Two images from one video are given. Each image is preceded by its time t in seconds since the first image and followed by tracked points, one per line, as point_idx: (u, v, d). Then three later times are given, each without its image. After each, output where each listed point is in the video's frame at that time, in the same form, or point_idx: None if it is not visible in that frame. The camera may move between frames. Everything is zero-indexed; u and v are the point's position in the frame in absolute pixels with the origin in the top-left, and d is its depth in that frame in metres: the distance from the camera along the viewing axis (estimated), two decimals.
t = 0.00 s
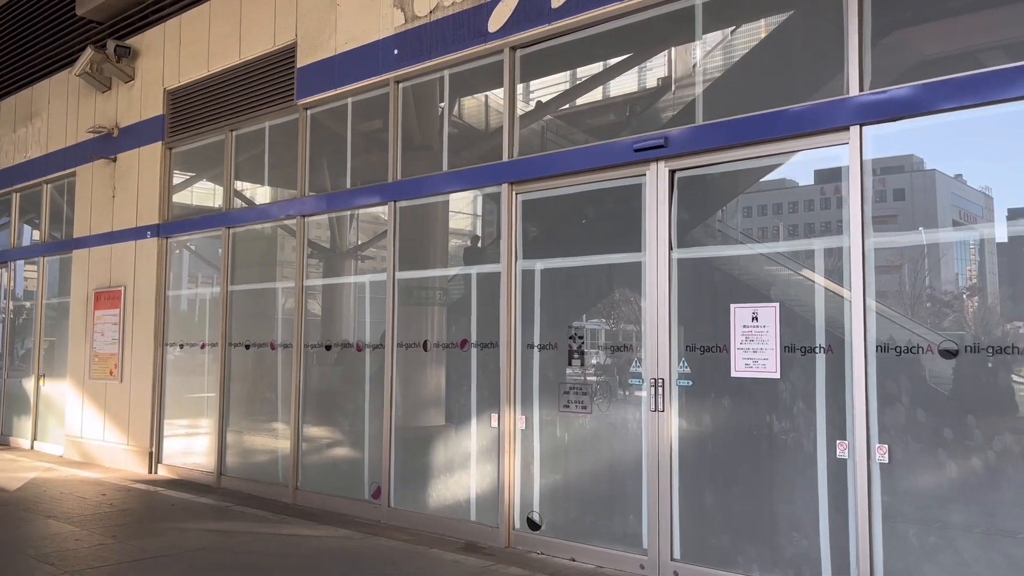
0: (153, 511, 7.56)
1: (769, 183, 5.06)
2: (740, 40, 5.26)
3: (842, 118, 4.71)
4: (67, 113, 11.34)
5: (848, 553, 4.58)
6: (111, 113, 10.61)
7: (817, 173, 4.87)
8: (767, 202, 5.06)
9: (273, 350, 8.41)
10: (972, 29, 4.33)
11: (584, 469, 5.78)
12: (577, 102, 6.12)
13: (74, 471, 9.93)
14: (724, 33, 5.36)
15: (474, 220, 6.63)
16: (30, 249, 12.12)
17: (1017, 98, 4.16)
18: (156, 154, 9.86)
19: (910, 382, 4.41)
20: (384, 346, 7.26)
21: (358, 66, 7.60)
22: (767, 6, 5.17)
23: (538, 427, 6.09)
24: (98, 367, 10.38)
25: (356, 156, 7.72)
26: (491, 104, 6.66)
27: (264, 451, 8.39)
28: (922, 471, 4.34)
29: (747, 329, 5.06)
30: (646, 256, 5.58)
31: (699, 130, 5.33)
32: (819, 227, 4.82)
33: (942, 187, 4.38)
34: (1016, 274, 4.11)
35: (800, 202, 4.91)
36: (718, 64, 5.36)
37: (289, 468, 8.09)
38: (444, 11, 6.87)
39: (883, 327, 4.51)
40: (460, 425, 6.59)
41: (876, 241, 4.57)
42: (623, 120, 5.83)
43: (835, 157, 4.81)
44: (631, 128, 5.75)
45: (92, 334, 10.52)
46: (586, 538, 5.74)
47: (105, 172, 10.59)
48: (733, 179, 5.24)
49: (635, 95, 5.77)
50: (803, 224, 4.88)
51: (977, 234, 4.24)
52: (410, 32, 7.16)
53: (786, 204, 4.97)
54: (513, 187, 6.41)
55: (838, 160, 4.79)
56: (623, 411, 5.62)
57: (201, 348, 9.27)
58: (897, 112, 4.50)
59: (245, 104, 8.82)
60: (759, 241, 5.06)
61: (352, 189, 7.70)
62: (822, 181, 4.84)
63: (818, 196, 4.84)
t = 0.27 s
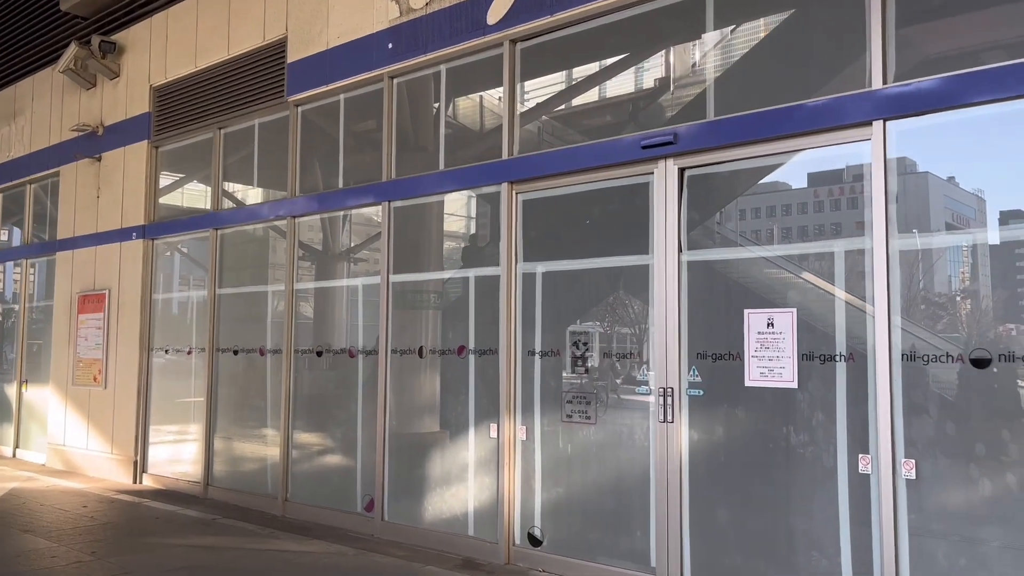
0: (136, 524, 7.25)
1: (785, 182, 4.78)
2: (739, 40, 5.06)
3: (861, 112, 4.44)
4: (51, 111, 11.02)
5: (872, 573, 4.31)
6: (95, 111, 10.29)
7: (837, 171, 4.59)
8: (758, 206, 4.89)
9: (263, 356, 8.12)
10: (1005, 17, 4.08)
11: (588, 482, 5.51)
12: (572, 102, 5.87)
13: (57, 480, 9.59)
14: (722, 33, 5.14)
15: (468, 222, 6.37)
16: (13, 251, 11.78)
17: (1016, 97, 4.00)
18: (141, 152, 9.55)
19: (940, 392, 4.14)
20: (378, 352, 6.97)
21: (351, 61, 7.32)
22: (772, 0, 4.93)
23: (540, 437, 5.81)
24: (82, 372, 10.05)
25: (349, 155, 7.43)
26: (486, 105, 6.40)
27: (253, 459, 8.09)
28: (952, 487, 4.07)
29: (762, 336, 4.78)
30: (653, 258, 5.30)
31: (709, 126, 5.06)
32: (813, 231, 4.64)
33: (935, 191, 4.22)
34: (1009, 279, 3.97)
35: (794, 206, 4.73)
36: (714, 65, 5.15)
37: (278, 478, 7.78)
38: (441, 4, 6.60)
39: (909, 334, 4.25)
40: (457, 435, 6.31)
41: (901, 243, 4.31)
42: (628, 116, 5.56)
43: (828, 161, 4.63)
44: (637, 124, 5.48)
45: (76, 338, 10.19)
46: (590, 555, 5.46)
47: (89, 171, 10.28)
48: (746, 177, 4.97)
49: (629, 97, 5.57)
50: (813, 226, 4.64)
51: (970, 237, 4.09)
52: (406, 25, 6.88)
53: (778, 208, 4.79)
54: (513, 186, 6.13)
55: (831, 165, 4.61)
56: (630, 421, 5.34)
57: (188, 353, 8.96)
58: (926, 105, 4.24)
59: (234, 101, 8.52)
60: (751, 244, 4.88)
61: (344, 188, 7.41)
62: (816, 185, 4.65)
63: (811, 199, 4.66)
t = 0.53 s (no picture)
0: (120, 531, 6.97)
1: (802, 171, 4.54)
2: (740, 37, 4.86)
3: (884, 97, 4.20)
4: (37, 105, 10.73)
5: None
6: (81, 105, 10.01)
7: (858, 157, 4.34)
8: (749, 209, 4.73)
9: (253, 356, 7.85)
10: None
11: (593, 488, 5.25)
12: (568, 101, 5.65)
13: (41, 484, 9.29)
14: (722, 30, 4.95)
15: (464, 224, 6.13)
16: None
17: None
18: (128, 147, 9.28)
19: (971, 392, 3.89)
20: (372, 351, 6.71)
21: (345, 49, 7.06)
22: None
23: (542, 440, 5.55)
24: (67, 373, 9.76)
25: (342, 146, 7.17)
26: (482, 103, 6.16)
27: (243, 462, 7.81)
28: (985, 493, 3.82)
29: (778, 333, 4.53)
30: (662, 252, 5.05)
31: (720, 112, 4.81)
32: (807, 232, 4.48)
33: (930, 193, 4.08)
34: (998, 283, 3.84)
35: (787, 208, 4.57)
36: (715, 64, 4.95)
37: (269, 483, 7.51)
38: None
39: (938, 330, 4.00)
40: (454, 438, 6.04)
41: (927, 235, 4.07)
42: (635, 103, 5.31)
43: (821, 163, 4.48)
44: (644, 111, 5.23)
45: (61, 339, 9.90)
46: (595, 564, 5.20)
47: (75, 166, 9.99)
48: (762, 166, 4.73)
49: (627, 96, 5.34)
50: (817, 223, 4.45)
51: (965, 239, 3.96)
52: (401, 11, 6.63)
53: (770, 210, 4.63)
54: (513, 177, 5.88)
55: (823, 168, 4.47)
56: (637, 423, 5.09)
57: (176, 353, 8.68)
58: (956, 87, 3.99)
59: (223, 93, 8.26)
60: (754, 242, 4.68)
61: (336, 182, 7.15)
62: (810, 186, 4.49)
63: (805, 201, 4.50)
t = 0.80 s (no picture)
0: (106, 544, 6.70)
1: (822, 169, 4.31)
2: (740, 36, 4.67)
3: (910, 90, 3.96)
4: (23, 104, 10.46)
5: None
6: (69, 104, 9.75)
7: (882, 153, 4.11)
8: (744, 212, 4.58)
9: (244, 362, 7.59)
10: None
11: (600, 502, 5.00)
12: (566, 103, 5.43)
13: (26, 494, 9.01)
14: (721, 30, 4.77)
15: (460, 227, 5.90)
16: None
17: None
18: (117, 147, 9.02)
19: (1006, 402, 3.65)
20: (368, 357, 6.46)
21: (339, 44, 6.82)
22: None
23: (546, 450, 5.30)
24: (54, 379, 9.48)
25: (337, 145, 6.92)
26: (479, 104, 5.94)
27: (234, 471, 7.55)
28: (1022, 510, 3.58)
29: (796, 340, 4.28)
30: (672, 254, 4.81)
31: (734, 107, 4.58)
32: (825, 233, 4.25)
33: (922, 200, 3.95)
34: (997, 286, 3.70)
35: (784, 212, 4.41)
36: (715, 65, 4.77)
37: (260, 493, 7.25)
38: None
39: (969, 337, 3.77)
40: (453, 448, 5.79)
41: (956, 237, 3.83)
42: (643, 98, 5.07)
43: (818, 166, 4.33)
44: (653, 107, 4.99)
45: (48, 344, 9.62)
46: None
47: (62, 167, 9.72)
48: (778, 164, 4.48)
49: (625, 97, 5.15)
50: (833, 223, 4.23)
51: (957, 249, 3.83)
52: (398, 5, 6.40)
53: (765, 214, 4.48)
54: (514, 176, 5.63)
55: (820, 171, 4.32)
56: (646, 434, 4.84)
57: (165, 359, 8.42)
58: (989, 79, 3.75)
59: (213, 90, 8.02)
60: (770, 244, 4.45)
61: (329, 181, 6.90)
62: (806, 190, 4.35)
63: (801, 205, 4.36)
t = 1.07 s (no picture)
0: (95, 551, 6.45)
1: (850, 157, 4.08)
2: (744, 34, 4.50)
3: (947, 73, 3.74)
4: (14, 100, 10.22)
5: None
6: (60, 99, 9.50)
7: (915, 140, 3.90)
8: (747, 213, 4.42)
9: (240, 363, 7.35)
10: None
11: (612, 508, 4.77)
12: (567, 102, 5.24)
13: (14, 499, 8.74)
14: (724, 26, 4.60)
15: (458, 228, 5.69)
16: None
17: None
18: (109, 142, 8.78)
19: None
20: (367, 357, 6.22)
21: (339, 34, 6.60)
22: None
23: (555, 454, 5.07)
24: (44, 381, 9.23)
25: (336, 137, 6.69)
26: (478, 103, 5.73)
27: (229, 475, 7.30)
28: None
29: (823, 338, 4.05)
30: (689, 249, 4.59)
31: (755, 93, 4.35)
32: (849, 226, 4.04)
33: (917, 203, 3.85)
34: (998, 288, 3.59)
35: (781, 215, 4.28)
36: (718, 63, 4.60)
37: (256, 498, 7.01)
38: None
39: (1012, 334, 3.55)
40: (457, 452, 5.56)
41: (997, 228, 3.62)
42: (658, 85, 4.84)
43: (816, 168, 4.20)
44: (669, 94, 4.76)
45: (38, 344, 9.37)
46: None
47: (53, 163, 9.48)
48: (802, 153, 4.26)
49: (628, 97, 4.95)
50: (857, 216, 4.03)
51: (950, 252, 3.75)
52: None
53: (763, 217, 4.35)
54: (521, 168, 5.40)
55: (819, 172, 4.19)
56: (662, 437, 4.61)
57: (158, 360, 8.17)
58: None
59: (208, 84, 7.78)
60: (793, 237, 4.22)
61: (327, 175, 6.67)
62: (803, 193, 4.22)
63: (799, 208, 4.22)
